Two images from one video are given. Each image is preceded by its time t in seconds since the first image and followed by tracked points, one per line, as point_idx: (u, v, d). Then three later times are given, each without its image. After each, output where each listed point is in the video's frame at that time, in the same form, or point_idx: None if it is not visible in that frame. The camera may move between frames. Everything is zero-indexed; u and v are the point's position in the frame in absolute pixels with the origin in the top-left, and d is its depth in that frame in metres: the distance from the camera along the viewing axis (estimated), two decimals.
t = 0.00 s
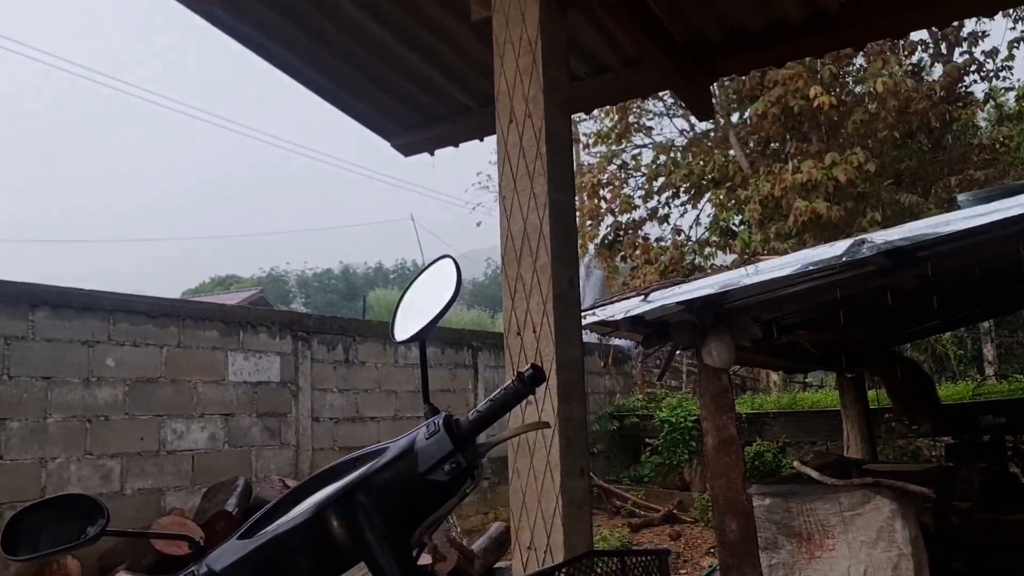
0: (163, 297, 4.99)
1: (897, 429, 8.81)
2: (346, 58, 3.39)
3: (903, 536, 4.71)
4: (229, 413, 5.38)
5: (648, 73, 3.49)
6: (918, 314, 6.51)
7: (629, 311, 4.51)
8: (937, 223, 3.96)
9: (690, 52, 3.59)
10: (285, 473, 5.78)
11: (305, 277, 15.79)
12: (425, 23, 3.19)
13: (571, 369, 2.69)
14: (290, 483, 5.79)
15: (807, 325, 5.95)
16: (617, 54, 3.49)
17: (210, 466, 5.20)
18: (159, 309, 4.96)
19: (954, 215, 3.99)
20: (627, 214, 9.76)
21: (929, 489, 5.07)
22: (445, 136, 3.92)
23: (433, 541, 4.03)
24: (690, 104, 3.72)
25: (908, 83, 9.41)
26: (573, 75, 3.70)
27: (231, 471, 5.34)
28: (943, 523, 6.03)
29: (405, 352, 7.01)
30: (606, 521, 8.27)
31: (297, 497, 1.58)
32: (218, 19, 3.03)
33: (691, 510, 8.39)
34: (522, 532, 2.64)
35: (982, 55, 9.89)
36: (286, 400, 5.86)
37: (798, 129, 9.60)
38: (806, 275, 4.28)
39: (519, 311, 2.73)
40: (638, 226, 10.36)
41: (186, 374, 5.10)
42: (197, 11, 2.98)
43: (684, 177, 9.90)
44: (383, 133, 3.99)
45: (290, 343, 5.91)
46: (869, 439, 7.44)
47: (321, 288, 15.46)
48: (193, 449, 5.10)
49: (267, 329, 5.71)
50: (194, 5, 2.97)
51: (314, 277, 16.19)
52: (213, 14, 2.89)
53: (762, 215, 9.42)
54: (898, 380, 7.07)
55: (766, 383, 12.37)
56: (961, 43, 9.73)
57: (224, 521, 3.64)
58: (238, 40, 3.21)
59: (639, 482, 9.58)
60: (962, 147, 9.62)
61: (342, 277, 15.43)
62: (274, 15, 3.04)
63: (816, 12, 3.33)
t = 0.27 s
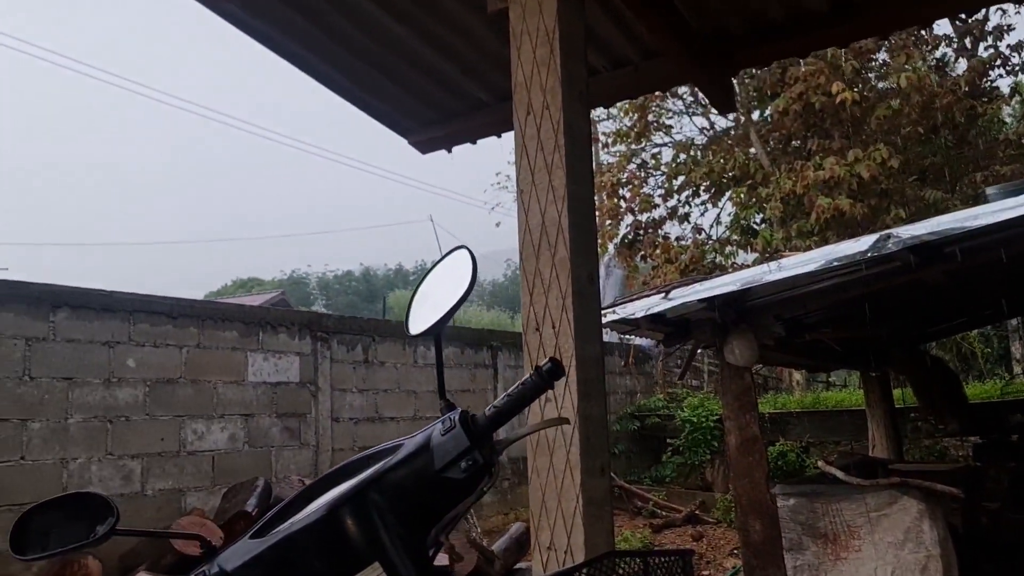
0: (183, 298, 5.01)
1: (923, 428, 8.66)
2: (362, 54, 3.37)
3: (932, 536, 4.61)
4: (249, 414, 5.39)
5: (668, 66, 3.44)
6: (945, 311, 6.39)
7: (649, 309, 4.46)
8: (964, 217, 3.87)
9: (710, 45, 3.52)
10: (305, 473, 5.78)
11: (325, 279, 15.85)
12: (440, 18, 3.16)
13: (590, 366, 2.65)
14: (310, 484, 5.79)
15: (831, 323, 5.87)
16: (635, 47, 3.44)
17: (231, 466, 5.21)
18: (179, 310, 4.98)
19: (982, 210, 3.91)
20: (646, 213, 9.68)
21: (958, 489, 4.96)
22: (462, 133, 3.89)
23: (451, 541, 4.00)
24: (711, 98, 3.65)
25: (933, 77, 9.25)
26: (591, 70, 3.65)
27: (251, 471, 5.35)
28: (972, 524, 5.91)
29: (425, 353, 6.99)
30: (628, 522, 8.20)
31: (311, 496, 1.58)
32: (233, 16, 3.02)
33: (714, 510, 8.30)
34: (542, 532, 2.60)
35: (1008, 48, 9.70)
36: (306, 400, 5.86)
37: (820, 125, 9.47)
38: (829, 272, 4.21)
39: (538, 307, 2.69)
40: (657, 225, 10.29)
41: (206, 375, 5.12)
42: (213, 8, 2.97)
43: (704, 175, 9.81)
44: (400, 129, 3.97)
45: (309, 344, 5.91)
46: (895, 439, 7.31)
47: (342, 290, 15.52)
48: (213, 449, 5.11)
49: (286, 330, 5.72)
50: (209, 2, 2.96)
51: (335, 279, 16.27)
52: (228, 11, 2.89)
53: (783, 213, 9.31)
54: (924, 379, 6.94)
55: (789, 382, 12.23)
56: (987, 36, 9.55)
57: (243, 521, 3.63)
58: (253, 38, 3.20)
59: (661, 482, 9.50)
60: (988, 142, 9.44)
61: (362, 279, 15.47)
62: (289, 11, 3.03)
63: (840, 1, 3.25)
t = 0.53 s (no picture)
0: (225, 300, 5.09)
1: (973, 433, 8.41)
2: (400, 55, 3.39)
3: (983, 543, 4.47)
4: (290, 415, 5.46)
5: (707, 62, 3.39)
6: (996, 312, 6.19)
7: (689, 310, 4.40)
8: (1016, 214, 3.76)
9: (750, 41, 3.46)
10: (346, 474, 5.83)
11: (366, 282, 16.02)
12: (477, 17, 3.16)
13: (629, 366, 2.62)
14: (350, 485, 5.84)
15: (876, 324, 5.74)
16: (673, 44, 3.39)
17: (272, 466, 5.27)
18: (222, 312, 5.06)
19: None
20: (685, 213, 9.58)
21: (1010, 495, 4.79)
22: (499, 133, 3.89)
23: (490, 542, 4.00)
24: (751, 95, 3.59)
25: (982, 72, 8.99)
26: (629, 68, 3.62)
27: (292, 472, 5.41)
28: None
29: (463, 355, 7.00)
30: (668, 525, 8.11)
31: (352, 492, 1.60)
32: (273, 19, 3.06)
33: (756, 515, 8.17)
34: (581, 533, 2.58)
35: None
36: (346, 402, 5.92)
37: (864, 123, 9.27)
38: (874, 271, 4.11)
39: (575, 306, 2.68)
40: (697, 226, 10.18)
41: (248, 376, 5.19)
42: (253, 11, 3.02)
43: (744, 174, 9.67)
44: (438, 131, 3.99)
45: (349, 346, 5.97)
46: (944, 443, 7.11)
47: (382, 292, 15.65)
48: (255, 450, 5.18)
49: (326, 332, 5.78)
50: (249, 5, 3.01)
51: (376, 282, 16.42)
52: (267, 13, 2.93)
53: (826, 213, 9.12)
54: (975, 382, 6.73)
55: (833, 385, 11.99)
56: None
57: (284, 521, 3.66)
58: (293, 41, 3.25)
59: (702, 486, 9.38)
60: None
61: (403, 282, 15.60)
62: (328, 12, 3.06)
63: None
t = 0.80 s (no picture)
0: (278, 301, 5.18)
1: None
2: (446, 56, 3.41)
3: None
4: (341, 414, 5.53)
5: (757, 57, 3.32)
6: None
7: (740, 308, 4.34)
8: None
9: (801, 35, 3.38)
10: (396, 473, 5.89)
11: (413, 281, 16.16)
12: (523, 18, 3.16)
13: (680, 367, 2.59)
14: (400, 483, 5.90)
15: (934, 320, 5.59)
16: (721, 40, 3.34)
17: (325, 465, 5.36)
18: (275, 313, 5.15)
19: None
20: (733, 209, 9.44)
21: None
22: (546, 133, 3.88)
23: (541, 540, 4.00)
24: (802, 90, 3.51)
25: None
26: (676, 65, 3.57)
27: (344, 470, 5.49)
28: None
29: (511, 354, 6.99)
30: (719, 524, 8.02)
31: (405, 495, 1.60)
32: (322, 25, 3.11)
33: (809, 514, 8.02)
34: (633, 534, 2.57)
35: None
36: (396, 400, 5.98)
37: (919, 114, 9.01)
38: (931, 267, 4.00)
39: (625, 308, 2.67)
40: (746, 222, 10.02)
41: (300, 376, 5.28)
42: (302, 18, 3.07)
43: (794, 168, 9.49)
44: (485, 131, 4.00)
45: (398, 345, 6.03)
46: (1005, 442, 6.87)
47: (429, 291, 15.77)
48: (308, 448, 5.27)
49: (376, 332, 5.84)
50: (299, 12, 3.06)
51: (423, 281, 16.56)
52: (317, 20, 2.97)
53: (879, 207, 8.85)
54: None
55: (889, 382, 11.70)
56: None
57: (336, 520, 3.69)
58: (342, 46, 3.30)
59: (753, 485, 9.25)
60: None
61: (450, 280, 15.70)
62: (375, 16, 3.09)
63: None
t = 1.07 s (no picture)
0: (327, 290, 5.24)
1: None
2: (492, 45, 3.43)
3: None
4: (388, 400, 5.60)
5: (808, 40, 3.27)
6: None
7: (786, 293, 4.31)
8: None
9: (853, 15, 3.32)
10: (442, 458, 5.95)
11: (454, 268, 16.28)
12: (568, 5, 3.16)
13: (733, 351, 2.59)
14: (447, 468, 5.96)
15: (989, 305, 5.46)
16: (770, 22, 3.29)
17: (372, 450, 5.44)
18: (323, 301, 5.22)
19: None
20: (776, 194, 9.32)
21: None
22: (591, 119, 3.87)
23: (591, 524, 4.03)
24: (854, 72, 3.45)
25: None
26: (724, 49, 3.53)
27: (391, 455, 5.56)
28: None
29: (554, 340, 6.95)
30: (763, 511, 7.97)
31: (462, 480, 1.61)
32: (370, 15, 3.15)
33: (856, 501, 7.93)
34: (686, 516, 2.60)
35: None
36: (442, 386, 6.03)
37: (970, 95, 8.78)
38: (985, 251, 3.91)
39: (677, 292, 2.69)
40: (790, 206, 9.89)
41: (348, 363, 5.35)
42: (351, 9, 3.11)
43: (839, 152, 9.36)
44: (531, 119, 4.01)
45: (443, 332, 6.07)
46: None
47: (470, 279, 15.87)
48: (356, 433, 5.35)
49: (422, 319, 5.89)
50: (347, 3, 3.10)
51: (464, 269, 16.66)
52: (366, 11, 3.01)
53: (928, 189, 8.54)
54: None
55: (938, 368, 11.47)
56: None
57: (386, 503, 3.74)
58: (389, 36, 3.33)
59: (797, 471, 9.17)
60: None
61: (491, 268, 15.75)
62: (422, 5, 3.12)
63: None
